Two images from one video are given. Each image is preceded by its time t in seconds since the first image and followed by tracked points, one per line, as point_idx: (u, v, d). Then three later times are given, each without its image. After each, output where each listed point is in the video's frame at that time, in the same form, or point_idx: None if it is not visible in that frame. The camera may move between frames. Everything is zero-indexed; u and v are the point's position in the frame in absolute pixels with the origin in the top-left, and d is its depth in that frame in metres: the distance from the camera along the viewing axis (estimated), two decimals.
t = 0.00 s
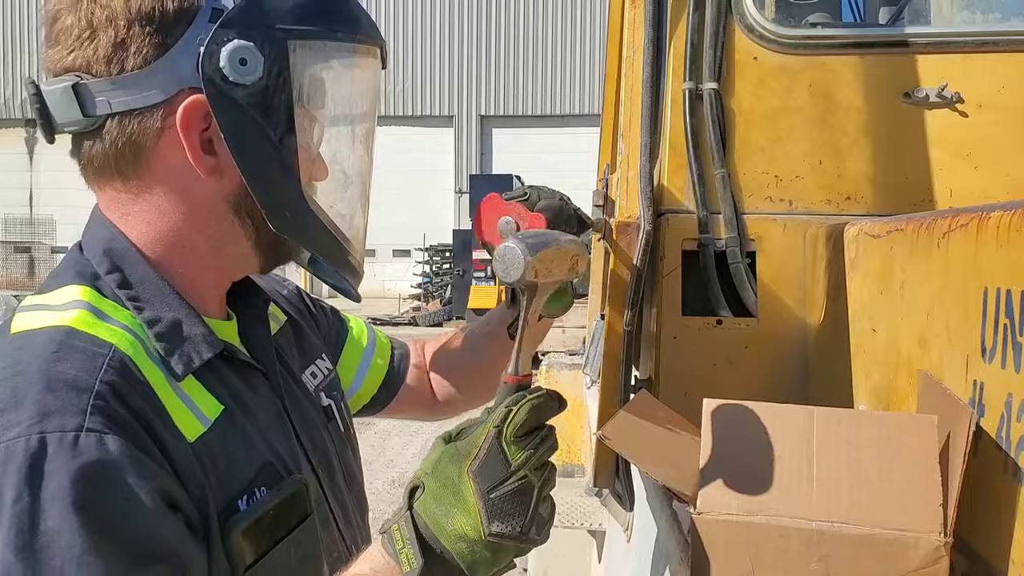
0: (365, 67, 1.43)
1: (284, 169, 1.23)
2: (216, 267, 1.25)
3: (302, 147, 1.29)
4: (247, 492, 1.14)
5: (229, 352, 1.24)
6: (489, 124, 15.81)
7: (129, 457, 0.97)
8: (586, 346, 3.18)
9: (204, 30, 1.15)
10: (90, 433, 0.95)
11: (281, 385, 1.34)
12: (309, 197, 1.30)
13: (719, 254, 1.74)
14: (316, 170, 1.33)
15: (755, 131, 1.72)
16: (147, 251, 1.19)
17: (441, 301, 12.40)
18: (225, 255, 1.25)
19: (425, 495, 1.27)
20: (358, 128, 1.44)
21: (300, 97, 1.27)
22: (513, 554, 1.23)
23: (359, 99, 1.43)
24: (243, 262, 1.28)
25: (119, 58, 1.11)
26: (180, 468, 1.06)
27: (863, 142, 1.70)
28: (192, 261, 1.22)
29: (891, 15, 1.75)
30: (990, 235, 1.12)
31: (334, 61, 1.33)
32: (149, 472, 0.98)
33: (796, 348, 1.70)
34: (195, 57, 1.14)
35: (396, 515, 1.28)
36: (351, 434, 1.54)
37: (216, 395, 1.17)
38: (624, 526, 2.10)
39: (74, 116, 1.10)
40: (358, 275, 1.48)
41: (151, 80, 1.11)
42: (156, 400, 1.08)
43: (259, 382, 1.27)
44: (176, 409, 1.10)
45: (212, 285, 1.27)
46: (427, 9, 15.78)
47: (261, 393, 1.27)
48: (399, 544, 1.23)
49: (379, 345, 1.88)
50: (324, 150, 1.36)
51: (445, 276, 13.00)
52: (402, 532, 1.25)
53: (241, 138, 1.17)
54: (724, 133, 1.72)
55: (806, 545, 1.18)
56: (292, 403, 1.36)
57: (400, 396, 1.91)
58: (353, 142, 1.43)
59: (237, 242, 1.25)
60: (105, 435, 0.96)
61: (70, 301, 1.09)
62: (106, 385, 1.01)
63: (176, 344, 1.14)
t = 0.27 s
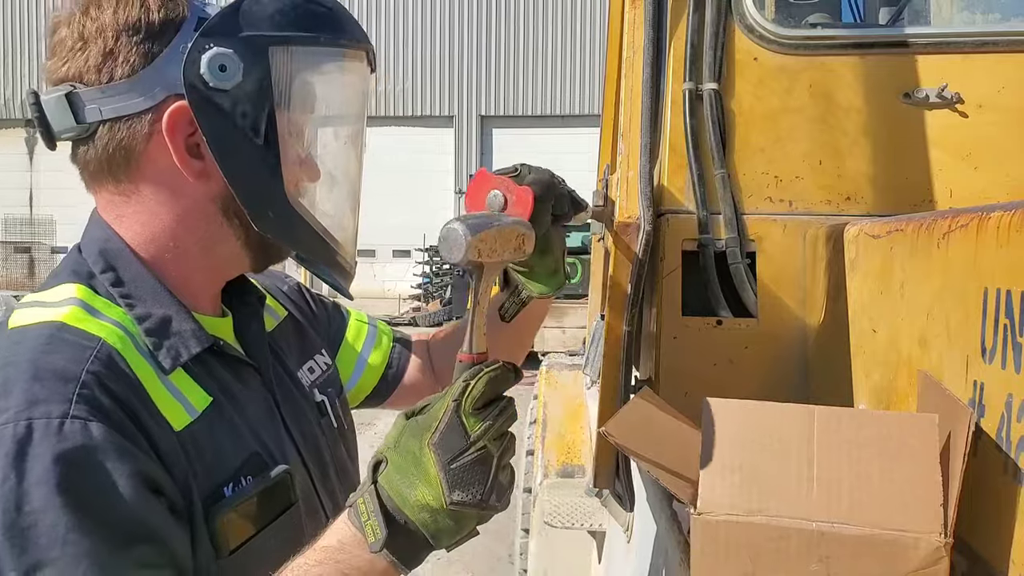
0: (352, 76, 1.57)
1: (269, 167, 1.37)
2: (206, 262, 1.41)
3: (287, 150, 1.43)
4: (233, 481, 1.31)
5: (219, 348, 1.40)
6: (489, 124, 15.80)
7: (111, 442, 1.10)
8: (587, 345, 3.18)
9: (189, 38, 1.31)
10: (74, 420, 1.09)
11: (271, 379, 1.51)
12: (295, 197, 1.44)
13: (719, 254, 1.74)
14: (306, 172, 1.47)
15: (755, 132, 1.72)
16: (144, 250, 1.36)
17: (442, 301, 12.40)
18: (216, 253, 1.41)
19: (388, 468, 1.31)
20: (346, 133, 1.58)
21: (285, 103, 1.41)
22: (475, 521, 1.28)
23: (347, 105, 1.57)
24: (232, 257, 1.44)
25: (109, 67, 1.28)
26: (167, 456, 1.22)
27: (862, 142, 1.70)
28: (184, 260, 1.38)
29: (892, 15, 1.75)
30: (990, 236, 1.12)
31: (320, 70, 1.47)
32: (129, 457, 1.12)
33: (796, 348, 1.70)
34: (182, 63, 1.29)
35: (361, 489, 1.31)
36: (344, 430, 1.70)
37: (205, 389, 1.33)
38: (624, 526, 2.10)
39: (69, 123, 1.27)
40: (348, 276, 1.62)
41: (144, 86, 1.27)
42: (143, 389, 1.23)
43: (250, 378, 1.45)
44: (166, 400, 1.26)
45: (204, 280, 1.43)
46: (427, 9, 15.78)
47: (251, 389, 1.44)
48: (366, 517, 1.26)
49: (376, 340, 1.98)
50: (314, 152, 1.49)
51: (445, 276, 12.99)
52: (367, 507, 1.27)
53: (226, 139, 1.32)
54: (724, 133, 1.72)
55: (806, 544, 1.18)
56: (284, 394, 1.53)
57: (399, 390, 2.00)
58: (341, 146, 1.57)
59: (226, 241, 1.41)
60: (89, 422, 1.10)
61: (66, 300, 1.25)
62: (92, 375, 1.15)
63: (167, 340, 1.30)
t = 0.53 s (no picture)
0: (322, 74, 1.53)
1: (232, 162, 1.34)
2: (172, 269, 1.38)
3: (255, 147, 1.39)
4: (198, 491, 1.29)
5: (185, 354, 1.37)
6: (489, 123, 15.80)
7: (64, 445, 1.08)
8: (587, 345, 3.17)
9: (149, 31, 1.28)
10: (26, 421, 1.07)
11: (241, 387, 1.49)
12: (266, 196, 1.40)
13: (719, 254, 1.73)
14: (276, 171, 1.43)
15: (755, 131, 1.72)
16: (101, 251, 1.32)
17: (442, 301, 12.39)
18: (181, 257, 1.37)
19: (375, 471, 1.30)
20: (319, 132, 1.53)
21: (250, 99, 1.37)
22: (462, 526, 1.27)
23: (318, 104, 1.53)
24: (202, 264, 1.40)
25: (66, 63, 1.24)
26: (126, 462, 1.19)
27: (863, 142, 1.70)
28: (149, 264, 1.35)
29: (892, 15, 1.75)
30: (991, 236, 1.12)
31: (288, 67, 1.43)
32: (87, 462, 1.10)
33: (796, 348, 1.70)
34: (140, 58, 1.26)
35: (345, 493, 1.29)
36: (319, 442, 1.67)
37: (169, 397, 1.30)
38: (625, 526, 2.10)
39: (25, 121, 1.23)
40: (324, 279, 1.58)
41: (102, 81, 1.24)
42: (100, 396, 1.20)
43: (219, 387, 1.42)
44: (127, 408, 1.23)
45: (168, 286, 1.39)
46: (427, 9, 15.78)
47: (221, 397, 1.41)
48: (349, 521, 1.24)
49: (356, 351, 1.91)
50: (285, 153, 1.45)
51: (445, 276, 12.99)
52: (352, 509, 1.26)
53: (192, 138, 1.29)
54: (724, 133, 1.72)
55: (805, 545, 1.18)
56: (253, 403, 1.50)
57: (381, 400, 1.92)
58: (314, 145, 1.52)
59: (193, 244, 1.37)
60: (42, 424, 1.08)
61: (23, 304, 1.22)
62: (47, 377, 1.13)
63: (130, 345, 1.27)
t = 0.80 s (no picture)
0: (299, 63, 1.46)
1: (196, 157, 1.26)
2: (136, 266, 1.29)
3: (223, 139, 1.31)
4: (159, 498, 1.19)
5: (149, 356, 1.28)
6: (489, 123, 15.80)
7: (24, 441, 1.01)
8: (587, 345, 3.18)
9: (107, 14, 1.19)
10: None
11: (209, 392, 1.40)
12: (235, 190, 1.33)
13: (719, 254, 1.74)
14: (247, 163, 1.36)
15: (755, 132, 1.72)
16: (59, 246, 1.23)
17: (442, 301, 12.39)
18: (145, 252, 1.29)
19: (370, 438, 1.26)
20: (290, 123, 1.47)
21: (217, 87, 1.30)
22: (459, 496, 1.26)
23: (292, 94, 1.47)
24: (167, 260, 1.32)
25: (17, 48, 1.15)
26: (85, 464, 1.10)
27: (863, 143, 1.70)
28: (110, 259, 1.26)
29: (892, 15, 1.75)
30: (990, 236, 1.12)
31: (262, 54, 1.36)
32: (47, 458, 1.02)
33: (796, 349, 1.70)
34: (95, 42, 1.17)
35: (339, 460, 1.25)
36: (290, 452, 1.57)
37: (131, 399, 1.21)
38: (624, 526, 2.10)
39: None
40: (298, 279, 1.51)
41: (59, 66, 1.15)
42: (59, 392, 1.12)
43: (186, 391, 1.33)
44: (88, 405, 1.14)
45: (130, 283, 1.30)
46: (427, 9, 15.78)
47: (187, 401, 1.32)
48: (345, 489, 1.21)
49: (337, 355, 1.85)
50: (256, 145, 1.39)
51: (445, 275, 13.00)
52: (347, 476, 1.22)
53: (155, 129, 1.22)
54: (724, 133, 1.72)
55: (805, 544, 1.18)
56: (220, 407, 1.41)
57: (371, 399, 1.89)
58: (284, 137, 1.46)
59: (156, 240, 1.28)
60: None
61: None
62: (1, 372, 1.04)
63: (89, 344, 1.18)
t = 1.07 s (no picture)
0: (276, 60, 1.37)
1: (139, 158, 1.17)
2: (111, 271, 1.23)
3: (185, 140, 1.21)
4: (144, 500, 1.17)
5: (133, 358, 1.25)
6: (489, 124, 15.81)
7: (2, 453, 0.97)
8: (586, 345, 3.18)
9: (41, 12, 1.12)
10: None
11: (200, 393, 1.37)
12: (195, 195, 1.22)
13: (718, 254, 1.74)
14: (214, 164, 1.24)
15: (755, 132, 1.72)
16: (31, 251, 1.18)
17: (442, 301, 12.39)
18: (111, 257, 1.22)
19: (350, 399, 1.15)
20: (263, 123, 1.37)
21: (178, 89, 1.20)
22: (444, 458, 1.13)
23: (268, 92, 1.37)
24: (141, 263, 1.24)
25: None
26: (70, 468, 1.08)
27: (862, 143, 1.71)
28: (84, 263, 1.20)
29: (891, 16, 1.75)
30: (989, 236, 1.13)
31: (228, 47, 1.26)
32: (28, 467, 0.99)
33: (796, 348, 1.70)
34: (30, 41, 1.10)
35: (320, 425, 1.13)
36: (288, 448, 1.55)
37: (115, 402, 1.19)
38: (624, 525, 2.10)
39: None
40: (279, 286, 1.36)
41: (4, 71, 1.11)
42: (40, 401, 1.08)
43: (175, 393, 1.31)
44: (70, 411, 1.11)
45: (112, 289, 1.25)
46: (427, 9, 15.79)
47: (177, 403, 1.30)
48: (326, 450, 1.09)
49: (342, 350, 1.81)
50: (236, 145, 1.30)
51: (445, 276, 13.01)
52: (327, 440, 1.09)
53: (92, 136, 1.14)
54: (724, 134, 1.72)
55: (804, 544, 1.18)
56: (213, 405, 1.40)
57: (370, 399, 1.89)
58: (258, 139, 1.36)
59: (122, 244, 1.21)
60: None
61: None
62: None
63: (73, 348, 1.14)
